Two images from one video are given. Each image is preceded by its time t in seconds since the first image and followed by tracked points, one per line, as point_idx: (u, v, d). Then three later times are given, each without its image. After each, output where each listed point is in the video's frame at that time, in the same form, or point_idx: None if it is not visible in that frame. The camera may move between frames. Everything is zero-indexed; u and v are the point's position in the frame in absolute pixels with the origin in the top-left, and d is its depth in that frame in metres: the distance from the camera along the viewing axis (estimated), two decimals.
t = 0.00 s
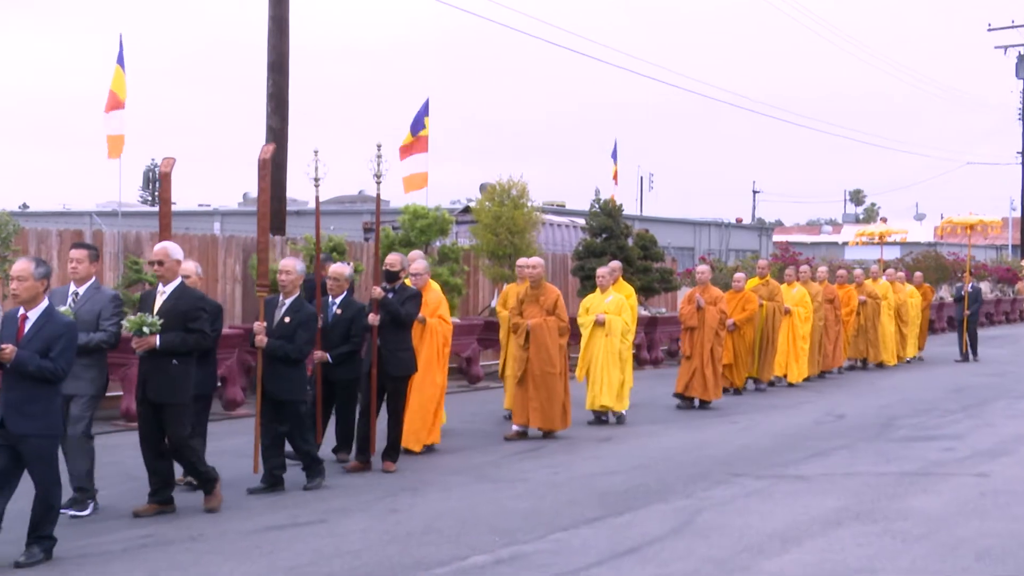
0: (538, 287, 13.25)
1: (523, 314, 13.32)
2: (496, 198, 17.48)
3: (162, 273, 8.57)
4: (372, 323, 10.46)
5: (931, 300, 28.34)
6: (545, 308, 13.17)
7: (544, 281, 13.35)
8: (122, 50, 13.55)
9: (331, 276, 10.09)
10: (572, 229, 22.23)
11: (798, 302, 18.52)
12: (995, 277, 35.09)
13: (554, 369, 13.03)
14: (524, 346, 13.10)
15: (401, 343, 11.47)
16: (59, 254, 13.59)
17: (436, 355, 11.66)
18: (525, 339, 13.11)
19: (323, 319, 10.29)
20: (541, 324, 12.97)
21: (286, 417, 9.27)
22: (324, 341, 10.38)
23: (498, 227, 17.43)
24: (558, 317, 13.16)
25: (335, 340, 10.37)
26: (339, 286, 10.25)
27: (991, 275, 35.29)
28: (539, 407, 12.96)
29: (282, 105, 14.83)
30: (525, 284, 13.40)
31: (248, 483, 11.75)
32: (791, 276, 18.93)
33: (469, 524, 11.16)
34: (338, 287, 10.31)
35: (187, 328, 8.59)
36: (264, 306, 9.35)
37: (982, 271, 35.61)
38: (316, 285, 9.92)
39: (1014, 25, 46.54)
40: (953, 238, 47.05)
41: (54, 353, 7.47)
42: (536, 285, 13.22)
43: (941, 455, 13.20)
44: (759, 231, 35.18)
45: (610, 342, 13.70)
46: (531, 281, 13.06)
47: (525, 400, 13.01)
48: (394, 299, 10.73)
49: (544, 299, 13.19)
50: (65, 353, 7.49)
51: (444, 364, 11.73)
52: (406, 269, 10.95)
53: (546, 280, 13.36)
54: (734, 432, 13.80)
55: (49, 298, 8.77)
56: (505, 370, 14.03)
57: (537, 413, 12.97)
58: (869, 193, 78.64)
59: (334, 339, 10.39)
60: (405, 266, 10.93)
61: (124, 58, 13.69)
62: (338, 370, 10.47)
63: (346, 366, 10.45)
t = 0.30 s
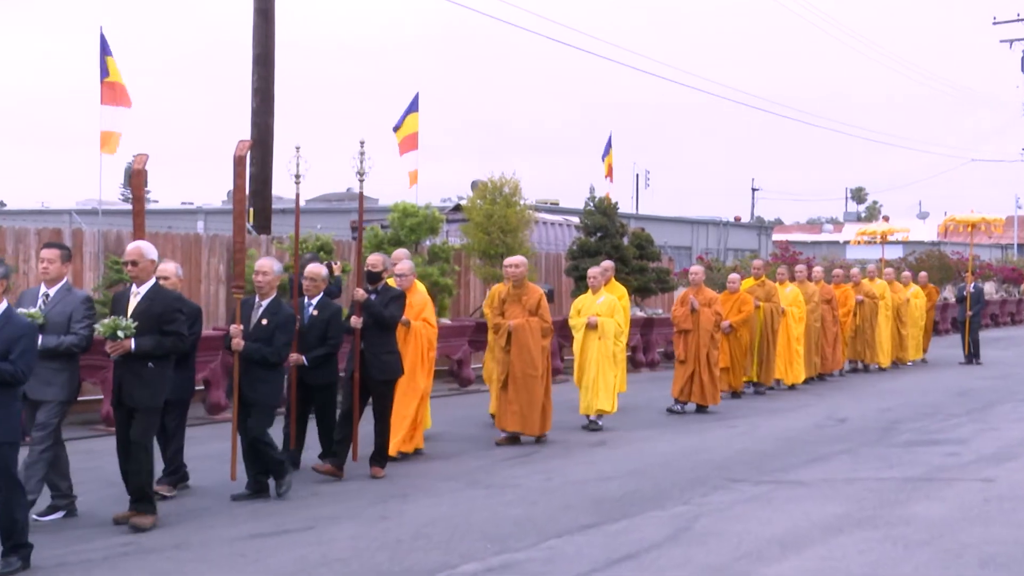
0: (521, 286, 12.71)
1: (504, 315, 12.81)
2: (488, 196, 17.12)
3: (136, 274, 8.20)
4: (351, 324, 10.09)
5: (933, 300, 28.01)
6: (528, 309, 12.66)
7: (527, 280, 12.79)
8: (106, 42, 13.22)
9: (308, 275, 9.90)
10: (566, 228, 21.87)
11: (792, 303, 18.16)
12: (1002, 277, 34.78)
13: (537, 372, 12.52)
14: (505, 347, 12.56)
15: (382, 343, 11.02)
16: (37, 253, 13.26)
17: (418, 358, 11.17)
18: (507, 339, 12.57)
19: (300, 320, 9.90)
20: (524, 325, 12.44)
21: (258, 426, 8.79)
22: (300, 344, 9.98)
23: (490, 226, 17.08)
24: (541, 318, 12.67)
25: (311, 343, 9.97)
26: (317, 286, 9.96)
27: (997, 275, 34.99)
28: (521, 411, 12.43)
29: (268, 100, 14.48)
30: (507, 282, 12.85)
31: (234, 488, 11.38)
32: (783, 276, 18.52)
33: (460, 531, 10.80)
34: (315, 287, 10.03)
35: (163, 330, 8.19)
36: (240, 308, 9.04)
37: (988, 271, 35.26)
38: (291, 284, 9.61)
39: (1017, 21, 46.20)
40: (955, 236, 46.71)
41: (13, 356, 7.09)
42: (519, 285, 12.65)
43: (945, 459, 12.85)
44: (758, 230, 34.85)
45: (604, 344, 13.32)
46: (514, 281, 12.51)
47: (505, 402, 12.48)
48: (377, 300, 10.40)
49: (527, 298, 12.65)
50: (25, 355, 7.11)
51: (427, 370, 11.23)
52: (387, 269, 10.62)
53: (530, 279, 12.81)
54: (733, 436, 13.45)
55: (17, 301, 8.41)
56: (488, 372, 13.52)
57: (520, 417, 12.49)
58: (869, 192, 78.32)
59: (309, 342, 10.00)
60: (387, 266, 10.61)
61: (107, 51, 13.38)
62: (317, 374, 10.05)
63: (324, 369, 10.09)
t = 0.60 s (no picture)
0: (503, 286, 12.15)
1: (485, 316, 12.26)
2: (477, 194, 16.79)
3: (109, 277, 7.97)
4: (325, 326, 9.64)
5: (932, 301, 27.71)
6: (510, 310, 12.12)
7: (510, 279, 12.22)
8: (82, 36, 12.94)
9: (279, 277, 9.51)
10: (557, 227, 21.54)
11: (782, 303, 17.55)
12: (1003, 277, 34.43)
13: (521, 376, 12.02)
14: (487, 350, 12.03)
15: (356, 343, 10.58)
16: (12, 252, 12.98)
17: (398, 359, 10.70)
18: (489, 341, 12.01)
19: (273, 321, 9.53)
20: (505, 326, 11.88)
21: (234, 431, 8.47)
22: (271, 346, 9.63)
23: (479, 225, 16.75)
24: (525, 320, 12.15)
25: (282, 345, 9.60)
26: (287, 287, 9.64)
27: (999, 275, 34.63)
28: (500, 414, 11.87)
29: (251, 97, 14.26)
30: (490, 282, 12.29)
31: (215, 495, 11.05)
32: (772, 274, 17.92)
33: (448, 538, 10.47)
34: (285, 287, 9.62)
35: (131, 335, 8.03)
36: (217, 310, 8.73)
37: (989, 271, 34.91)
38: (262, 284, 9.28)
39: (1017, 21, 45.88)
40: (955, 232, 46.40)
41: None
42: (501, 286, 12.10)
43: (946, 464, 12.53)
44: (754, 229, 34.52)
45: (592, 348, 12.98)
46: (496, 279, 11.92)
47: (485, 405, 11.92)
48: (353, 301, 10.00)
49: (510, 299, 12.08)
50: None
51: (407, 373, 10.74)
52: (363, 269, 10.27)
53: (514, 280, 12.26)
54: (729, 441, 13.13)
55: None
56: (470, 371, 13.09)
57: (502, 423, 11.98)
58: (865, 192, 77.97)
59: (280, 344, 9.65)
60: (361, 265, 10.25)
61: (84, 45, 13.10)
62: (288, 375, 9.73)
63: (298, 372, 9.74)
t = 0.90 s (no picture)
0: (489, 287, 11.50)
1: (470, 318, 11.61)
2: (467, 191, 16.46)
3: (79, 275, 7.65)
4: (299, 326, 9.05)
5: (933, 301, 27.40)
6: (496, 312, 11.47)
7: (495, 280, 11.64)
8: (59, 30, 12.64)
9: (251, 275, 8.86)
10: (549, 226, 21.22)
11: (775, 303, 17.08)
12: (1006, 276, 34.08)
13: (506, 381, 11.37)
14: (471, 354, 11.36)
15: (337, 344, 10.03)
16: None
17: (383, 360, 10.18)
18: (475, 343, 11.41)
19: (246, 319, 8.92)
20: (491, 328, 11.31)
21: (210, 437, 8.19)
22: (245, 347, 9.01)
23: (469, 223, 16.42)
24: (511, 322, 11.49)
25: (256, 346, 8.96)
26: (262, 286, 8.88)
27: (1002, 275, 34.28)
28: (488, 420, 11.28)
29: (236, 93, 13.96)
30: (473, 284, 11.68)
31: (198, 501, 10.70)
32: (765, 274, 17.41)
33: (437, 545, 10.12)
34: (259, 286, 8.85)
35: (102, 335, 7.75)
36: (190, 311, 8.44)
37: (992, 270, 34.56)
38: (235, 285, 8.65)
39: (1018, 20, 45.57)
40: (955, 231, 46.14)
41: None
42: (487, 287, 11.45)
43: (948, 468, 12.20)
44: (752, 227, 34.20)
45: (582, 348, 12.61)
46: (482, 280, 11.35)
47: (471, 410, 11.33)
48: (323, 300, 9.48)
49: (496, 300, 11.50)
50: None
51: (392, 375, 10.23)
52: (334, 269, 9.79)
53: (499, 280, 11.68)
54: (725, 445, 12.80)
55: None
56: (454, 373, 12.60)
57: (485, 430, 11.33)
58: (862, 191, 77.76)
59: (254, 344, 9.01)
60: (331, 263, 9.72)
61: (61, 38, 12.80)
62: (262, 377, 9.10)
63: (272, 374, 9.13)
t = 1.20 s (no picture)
0: (473, 289, 11.11)
1: (456, 323, 11.22)
2: (454, 189, 16.14)
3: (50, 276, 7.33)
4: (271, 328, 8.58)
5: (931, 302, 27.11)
6: (480, 315, 11.06)
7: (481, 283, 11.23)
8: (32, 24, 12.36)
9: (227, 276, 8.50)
10: (540, 225, 20.91)
11: (767, 305, 16.70)
12: (1009, 276, 33.77)
13: (490, 385, 10.92)
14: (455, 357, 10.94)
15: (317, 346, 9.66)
16: None
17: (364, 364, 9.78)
18: (459, 347, 11.00)
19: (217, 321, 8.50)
20: (475, 331, 10.90)
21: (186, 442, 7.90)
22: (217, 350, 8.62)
23: (457, 221, 16.10)
24: (496, 325, 11.06)
25: (232, 349, 8.54)
26: (237, 287, 8.57)
27: (1004, 275, 33.95)
28: (471, 426, 10.85)
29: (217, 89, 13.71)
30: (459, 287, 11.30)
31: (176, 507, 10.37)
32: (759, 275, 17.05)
33: (423, 553, 9.79)
34: (235, 287, 8.57)
35: (75, 338, 7.42)
36: (166, 310, 8.16)
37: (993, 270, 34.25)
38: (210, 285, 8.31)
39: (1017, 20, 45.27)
40: (951, 230, 45.88)
41: None
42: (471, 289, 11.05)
43: (947, 473, 11.89)
44: (747, 226, 33.93)
45: (573, 350, 12.31)
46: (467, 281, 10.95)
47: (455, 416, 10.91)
48: (294, 302, 8.99)
49: (481, 302, 11.09)
50: None
51: (373, 379, 9.81)
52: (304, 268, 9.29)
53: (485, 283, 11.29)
54: (720, 449, 12.49)
55: None
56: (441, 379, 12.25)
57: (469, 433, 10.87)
58: (856, 191, 77.47)
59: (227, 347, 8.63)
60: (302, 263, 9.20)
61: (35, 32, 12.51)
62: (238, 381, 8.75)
63: (247, 378, 8.77)
